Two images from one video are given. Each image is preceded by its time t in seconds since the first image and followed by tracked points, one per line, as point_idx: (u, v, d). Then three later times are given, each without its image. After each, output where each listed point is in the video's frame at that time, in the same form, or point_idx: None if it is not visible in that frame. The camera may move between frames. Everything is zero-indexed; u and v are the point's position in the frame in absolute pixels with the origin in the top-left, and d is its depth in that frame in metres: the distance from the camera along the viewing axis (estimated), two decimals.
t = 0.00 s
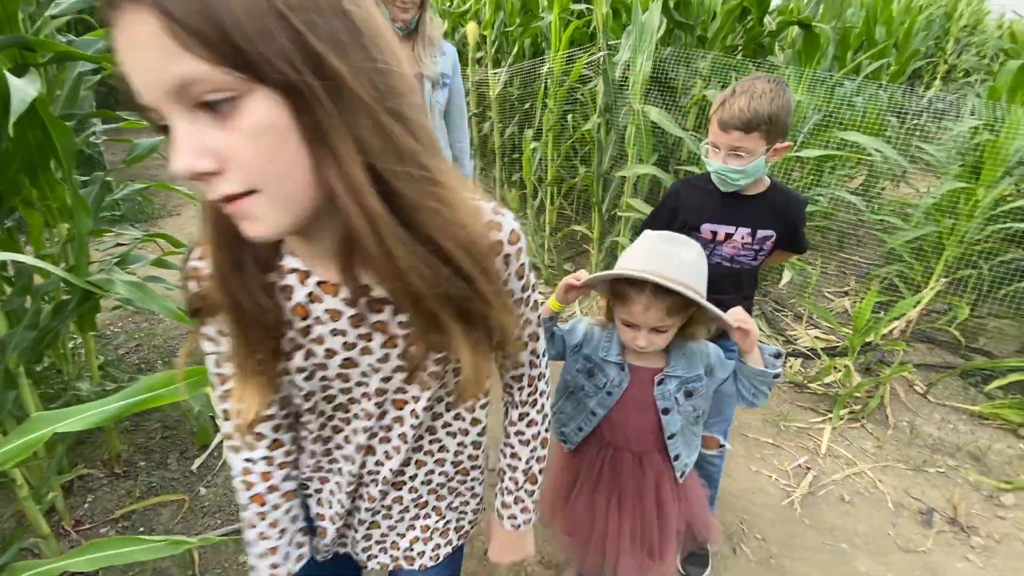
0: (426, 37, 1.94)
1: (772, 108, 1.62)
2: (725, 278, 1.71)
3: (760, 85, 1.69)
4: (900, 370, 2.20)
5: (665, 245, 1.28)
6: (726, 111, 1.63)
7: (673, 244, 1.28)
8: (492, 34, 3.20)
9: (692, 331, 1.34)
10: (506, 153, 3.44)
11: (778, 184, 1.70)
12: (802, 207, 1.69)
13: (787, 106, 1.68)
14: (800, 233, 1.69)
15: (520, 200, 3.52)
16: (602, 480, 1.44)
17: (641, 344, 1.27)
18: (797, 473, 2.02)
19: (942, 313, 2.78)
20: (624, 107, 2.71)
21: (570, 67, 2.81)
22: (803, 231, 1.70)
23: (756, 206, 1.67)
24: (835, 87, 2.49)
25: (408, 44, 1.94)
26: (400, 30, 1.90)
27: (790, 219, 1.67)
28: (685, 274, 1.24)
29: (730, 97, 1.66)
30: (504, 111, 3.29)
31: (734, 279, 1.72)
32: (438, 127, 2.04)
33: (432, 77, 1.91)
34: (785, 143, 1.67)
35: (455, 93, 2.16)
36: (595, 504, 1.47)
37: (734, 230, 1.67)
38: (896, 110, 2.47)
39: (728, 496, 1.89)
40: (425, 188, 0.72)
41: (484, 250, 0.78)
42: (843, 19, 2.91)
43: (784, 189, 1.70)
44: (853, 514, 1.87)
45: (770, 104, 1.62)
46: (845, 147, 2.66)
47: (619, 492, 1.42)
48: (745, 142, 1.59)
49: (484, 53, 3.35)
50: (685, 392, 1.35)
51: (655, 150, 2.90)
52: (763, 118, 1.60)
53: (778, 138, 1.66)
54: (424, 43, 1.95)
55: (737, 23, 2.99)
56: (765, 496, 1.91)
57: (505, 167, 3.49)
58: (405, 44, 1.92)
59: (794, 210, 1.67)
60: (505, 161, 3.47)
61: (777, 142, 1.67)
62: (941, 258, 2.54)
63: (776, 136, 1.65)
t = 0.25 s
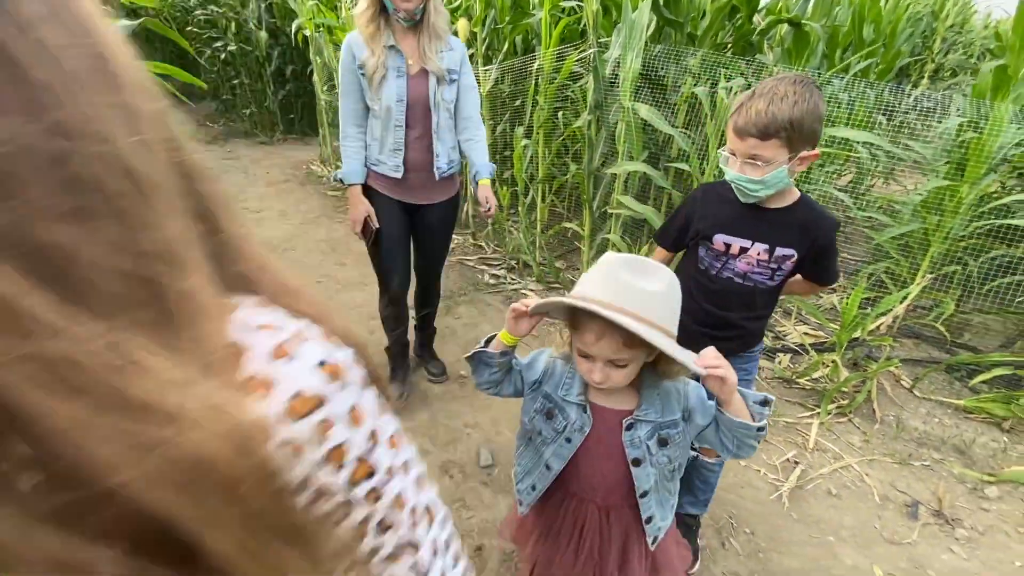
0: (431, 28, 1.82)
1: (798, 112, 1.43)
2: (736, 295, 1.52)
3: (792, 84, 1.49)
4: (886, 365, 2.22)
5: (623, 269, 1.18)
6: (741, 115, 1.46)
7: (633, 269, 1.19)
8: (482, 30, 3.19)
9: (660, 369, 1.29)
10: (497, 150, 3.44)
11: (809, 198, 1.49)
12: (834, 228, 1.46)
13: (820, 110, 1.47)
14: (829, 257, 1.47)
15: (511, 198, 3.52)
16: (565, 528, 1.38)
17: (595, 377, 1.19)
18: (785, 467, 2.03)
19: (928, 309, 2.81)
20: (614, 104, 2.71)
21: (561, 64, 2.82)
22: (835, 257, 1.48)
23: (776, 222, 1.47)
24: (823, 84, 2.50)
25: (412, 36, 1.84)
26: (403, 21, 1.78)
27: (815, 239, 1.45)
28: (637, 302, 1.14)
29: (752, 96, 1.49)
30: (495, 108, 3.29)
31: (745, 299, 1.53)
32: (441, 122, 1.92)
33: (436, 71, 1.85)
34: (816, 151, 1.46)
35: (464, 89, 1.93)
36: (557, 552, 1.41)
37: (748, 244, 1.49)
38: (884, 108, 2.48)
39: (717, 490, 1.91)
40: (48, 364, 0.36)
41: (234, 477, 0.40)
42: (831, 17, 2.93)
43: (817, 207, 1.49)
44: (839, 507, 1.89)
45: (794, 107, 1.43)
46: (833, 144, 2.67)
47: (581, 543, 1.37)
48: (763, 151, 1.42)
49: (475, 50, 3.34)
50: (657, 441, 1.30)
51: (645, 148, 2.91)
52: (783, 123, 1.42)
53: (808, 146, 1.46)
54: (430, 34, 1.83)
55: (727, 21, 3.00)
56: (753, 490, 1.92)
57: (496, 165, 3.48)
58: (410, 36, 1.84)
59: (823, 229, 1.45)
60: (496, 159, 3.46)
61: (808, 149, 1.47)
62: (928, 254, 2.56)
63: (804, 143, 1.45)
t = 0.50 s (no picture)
0: (433, 33, 1.68)
1: (801, 128, 1.22)
2: (728, 321, 1.36)
3: (795, 92, 1.29)
4: (879, 365, 2.24)
5: (581, 321, 0.85)
6: (733, 130, 1.28)
7: (595, 322, 0.85)
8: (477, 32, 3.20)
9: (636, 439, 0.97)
10: (492, 151, 3.44)
11: (816, 219, 1.29)
12: (845, 253, 1.26)
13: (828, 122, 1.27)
14: (836, 284, 1.27)
15: (507, 199, 3.52)
16: None
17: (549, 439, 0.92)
18: (780, 467, 2.04)
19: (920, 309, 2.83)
20: (609, 106, 2.72)
21: (556, 66, 2.82)
22: (846, 284, 1.27)
23: (774, 243, 1.29)
24: (817, 86, 2.52)
25: (412, 43, 1.69)
26: (402, 29, 1.63)
27: (818, 264, 1.26)
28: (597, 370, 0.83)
29: (746, 107, 1.30)
30: (490, 110, 3.30)
31: (738, 323, 1.36)
32: (446, 135, 1.78)
33: (440, 81, 1.70)
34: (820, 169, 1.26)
35: (468, 99, 1.80)
36: None
37: (742, 265, 1.32)
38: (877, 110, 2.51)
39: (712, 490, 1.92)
40: None
41: None
42: (823, 20, 2.95)
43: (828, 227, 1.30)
44: (834, 507, 1.90)
45: (796, 121, 1.23)
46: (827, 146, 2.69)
47: None
48: (757, 171, 1.25)
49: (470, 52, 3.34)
50: (625, 512, 1.00)
51: (640, 149, 2.92)
52: (780, 140, 1.23)
53: (811, 163, 1.26)
54: (432, 40, 1.68)
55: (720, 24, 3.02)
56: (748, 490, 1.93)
57: (491, 166, 3.48)
58: (410, 43, 1.69)
59: (830, 252, 1.25)
60: (491, 160, 3.46)
61: (811, 166, 1.28)
62: (920, 255, 2.58)
63: (806, 161, 1.26)
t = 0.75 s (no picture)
0: (432, 33, 1.60)
1: (753, 139, 1.17)
2: (698, 348, 1.31)
3: (747, 102, 1.24)
4: (879, 368, 2.24)
5: (552, 394, 0.74)
6: (684, 144, 1.23)
7: (569, 395, 0.74)
8: (477, 36, 3.21)
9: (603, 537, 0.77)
10: (492, 155, 3.45)
11: (782, 235, 1.23)
12: (816, 271, 1.19)
13: (785, 133, 1.21)
14: (812, 306, 1.19)
15: (506, 203, 3.53)
16: None
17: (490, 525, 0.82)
18: (780, 471, 2.04)
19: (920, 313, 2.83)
20: (608, 110, 2.73)
21: (556, 70, 2.83)
22: (819, 305, 1.19)
23: (739, 265, 1.23)
24: (814, 91, 2.54)
25: (409, 44, 1.61)
26: (397, 29, 1.55)
27: (786, 285, 1.19)
28: (563, 465, 0.73)
29: (697, 120, 1.26)
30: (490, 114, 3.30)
31: (709, 350, 1.30)
32: (451, 144, 1.69)
33: (442, 82, 1.61)
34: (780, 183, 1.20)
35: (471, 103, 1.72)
36: None
37: (708, 289, 1.27)
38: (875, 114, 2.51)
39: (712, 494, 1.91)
40: None
41: None
42: (821, 25, 2.97)
43: (798, 245, 1.22)
44: (834, 510, 1.90)
45: (748, 133, 1.17)
46: (826, 150, 2.70)
47: None
48: (712, 186, 1.20)
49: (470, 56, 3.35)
50: None
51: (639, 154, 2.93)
52: (733, 153, 1.17)
53: (770, 176, 1.20)
54: (431, 39, 1.60)
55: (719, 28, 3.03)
56: (748, 494, 1.93)
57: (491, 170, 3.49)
58: (407, 44, 1.61)
59: (798, 271, 1.18)
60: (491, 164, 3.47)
61: (771, 180, 1.22)
62: (918, 259, 2.58)
63: (764, 173, 1.20)
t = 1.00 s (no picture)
0: (437, 40, 1.57)
1: (702, 138, 1.07)
2: (664, 372, 1.21)
3: (693, 97, 1.15)
4: (884, 376, 2.23)
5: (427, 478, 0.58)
6: (624, 147, 1.13)
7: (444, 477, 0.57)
8: (480, 45, 3.23)
9: None
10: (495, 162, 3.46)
11: (746, 244, 1.12)
12: (784, 289, 1.08)
13: (737, 129, 1.11)
14: (782, 324, 1.08)
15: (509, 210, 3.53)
16: None
17: None
18: (785, 480, 2.03)
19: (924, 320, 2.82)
20: (611, 118, 2.74)
21: (559, 78, 2.85)
22: (791, 320, 1.07)
23: (699, 280, 1.13)
24: (817, 99, 2.56)
25: (413, 51, 1.59)
26: (401, 36, 1.52)
27: (750, 300, 1.08)
28: None
29: (640, 120, 1.16)
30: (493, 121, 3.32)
31: (675, 375, 1.20)
32: (455, 155, 1.67)
33: (446, 93, 1.59)
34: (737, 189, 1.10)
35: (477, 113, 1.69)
36: None
37: (669, 307, 1.17)
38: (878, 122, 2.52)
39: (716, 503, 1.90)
40: None
41: None
42: (823, 34, 2.98)
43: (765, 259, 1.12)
44: (839, 520, 1.88)
45: (695, 132, 1.07)
46: (829, 157, 2.71)
47: None
48: (662, 194, 1.10)
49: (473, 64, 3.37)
50: None
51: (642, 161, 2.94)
52: (681, 154, 1.07)
53: (727, 178, 1.10)
54: (435, 48, 1.58)
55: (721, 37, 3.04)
56: (753, 503, 1.91)
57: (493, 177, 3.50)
58: (411, 52, 1.59)
59: (765, 287, 1.07)
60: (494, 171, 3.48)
61: (728, 184, 1.12)
62: (922, 267, 2.57)
63: (719, 176, 1.09)
